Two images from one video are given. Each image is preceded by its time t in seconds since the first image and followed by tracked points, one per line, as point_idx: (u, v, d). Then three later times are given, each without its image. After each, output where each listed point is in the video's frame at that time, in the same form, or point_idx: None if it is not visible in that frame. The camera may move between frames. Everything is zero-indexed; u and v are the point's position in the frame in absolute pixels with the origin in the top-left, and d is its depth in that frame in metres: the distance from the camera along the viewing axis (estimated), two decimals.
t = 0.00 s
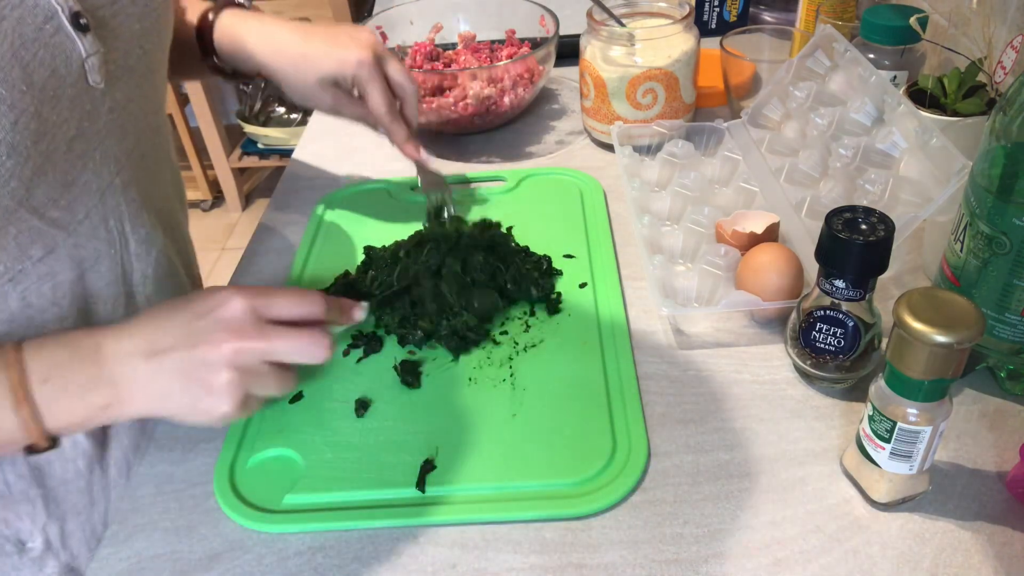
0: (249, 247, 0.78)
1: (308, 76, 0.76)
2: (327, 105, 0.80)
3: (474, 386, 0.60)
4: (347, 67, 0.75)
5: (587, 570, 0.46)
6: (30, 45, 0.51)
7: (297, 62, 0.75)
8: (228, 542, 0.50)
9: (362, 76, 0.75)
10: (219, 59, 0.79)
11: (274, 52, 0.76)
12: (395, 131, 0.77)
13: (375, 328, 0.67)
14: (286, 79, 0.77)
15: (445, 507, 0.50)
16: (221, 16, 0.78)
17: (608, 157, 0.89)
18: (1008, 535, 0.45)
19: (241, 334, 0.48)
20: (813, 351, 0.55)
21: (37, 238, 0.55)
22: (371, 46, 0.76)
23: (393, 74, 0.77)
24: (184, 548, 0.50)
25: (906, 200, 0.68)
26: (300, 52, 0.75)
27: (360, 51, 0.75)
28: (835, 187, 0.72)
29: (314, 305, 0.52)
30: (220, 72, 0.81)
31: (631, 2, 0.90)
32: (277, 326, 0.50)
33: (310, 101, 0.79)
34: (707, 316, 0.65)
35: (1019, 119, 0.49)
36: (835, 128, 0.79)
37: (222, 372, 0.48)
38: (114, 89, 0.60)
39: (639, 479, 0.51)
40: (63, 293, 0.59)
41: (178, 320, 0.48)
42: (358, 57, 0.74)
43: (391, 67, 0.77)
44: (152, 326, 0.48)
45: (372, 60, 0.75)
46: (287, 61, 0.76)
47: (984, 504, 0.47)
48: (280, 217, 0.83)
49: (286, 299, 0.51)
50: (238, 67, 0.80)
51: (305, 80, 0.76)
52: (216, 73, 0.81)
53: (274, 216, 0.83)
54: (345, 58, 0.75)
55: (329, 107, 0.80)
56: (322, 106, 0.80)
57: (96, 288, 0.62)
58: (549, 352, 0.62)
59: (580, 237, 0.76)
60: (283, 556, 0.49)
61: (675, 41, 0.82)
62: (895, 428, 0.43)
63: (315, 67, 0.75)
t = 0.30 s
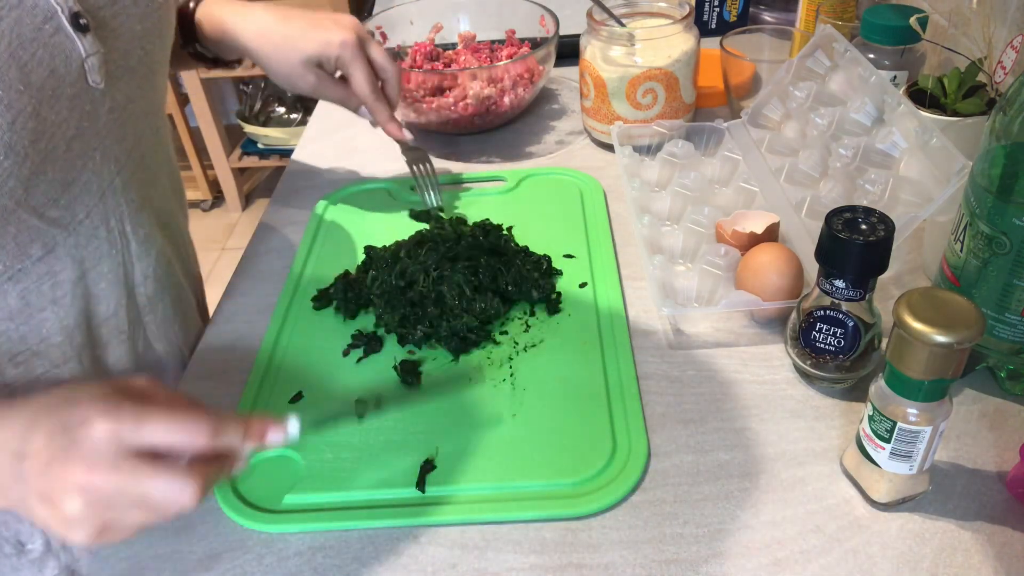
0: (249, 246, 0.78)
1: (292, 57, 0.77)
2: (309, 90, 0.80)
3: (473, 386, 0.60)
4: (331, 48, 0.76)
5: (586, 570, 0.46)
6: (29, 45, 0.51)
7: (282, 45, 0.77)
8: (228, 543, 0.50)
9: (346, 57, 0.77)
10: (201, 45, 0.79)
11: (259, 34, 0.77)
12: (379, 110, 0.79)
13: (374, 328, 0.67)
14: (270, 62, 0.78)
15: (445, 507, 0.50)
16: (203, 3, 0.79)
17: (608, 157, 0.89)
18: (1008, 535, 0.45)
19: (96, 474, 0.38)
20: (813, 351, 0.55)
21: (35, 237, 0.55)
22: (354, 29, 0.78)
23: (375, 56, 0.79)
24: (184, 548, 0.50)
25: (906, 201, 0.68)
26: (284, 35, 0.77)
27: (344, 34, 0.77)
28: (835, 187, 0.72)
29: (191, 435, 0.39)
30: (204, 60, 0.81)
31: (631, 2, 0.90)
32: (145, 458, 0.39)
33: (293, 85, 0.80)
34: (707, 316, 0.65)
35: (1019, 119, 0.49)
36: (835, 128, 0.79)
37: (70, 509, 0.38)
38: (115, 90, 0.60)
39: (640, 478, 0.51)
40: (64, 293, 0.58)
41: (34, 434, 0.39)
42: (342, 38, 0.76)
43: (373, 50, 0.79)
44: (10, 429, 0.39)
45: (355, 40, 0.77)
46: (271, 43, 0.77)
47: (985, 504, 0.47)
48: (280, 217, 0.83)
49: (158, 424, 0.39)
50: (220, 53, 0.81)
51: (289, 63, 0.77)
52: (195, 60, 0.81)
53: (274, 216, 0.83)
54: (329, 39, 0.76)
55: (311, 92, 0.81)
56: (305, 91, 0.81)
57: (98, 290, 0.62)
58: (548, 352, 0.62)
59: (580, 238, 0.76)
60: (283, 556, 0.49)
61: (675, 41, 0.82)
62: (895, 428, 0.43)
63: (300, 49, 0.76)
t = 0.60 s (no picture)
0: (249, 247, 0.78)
1: (302, 83, 0.76)
2: (316, 115, 0.79)
3: (474, 387, 0.60)
4: (343, 74, 0.76)
5: (586, 570, 0.46)
6: (28, 54, 0.51)
7: (290, 69, 0.76)
8: (228, 542, 0.50)
9: (357, 82, 0.77)
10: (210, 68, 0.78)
11: (268, 59, 0.76)
12: (391, 135, 0.79)
13: (374, 328, 0.67)
14: (277, 87, 0.77)
15: (445, 507, 0.50)
16: (212, 25, 0.78)
17: (608, 157, 0.89)
18: (1008, 535, 0.45)
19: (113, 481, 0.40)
20: (813, 351, 0.55)
21: (34, 244, 0.55)
22: (364, 56, 0.78)
23: (386, 81, 0.79)
24: (184, 548, 0.50)
25: (906, 201, 0.68)
26: (293, 60, 0.76)
27: (355, 60, 0.77)
28: (835, 187, 0.72)
29: (197, 455, 0.41)
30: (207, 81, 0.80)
31: (631, 2, 0.90)
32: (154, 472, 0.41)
33: (299, 110, 0.79)
34: (707, 316, 0.65)
35: (1018, 119, 0.49)
36: (835, 128, 0.79)
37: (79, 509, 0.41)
38: (116, 97, 0.60)
39: (639, 479, 0.51)
40: (64, 296, 0.59)
41: (56, 437, 0.41)
42: (354, 63, 0.76)
43: (383, 76, 0.79)
44: (32, 422, 0.41)
45: (367, 66, 0.77)
46: (280, 69, 0.76)
47: (985, 503, 0.47)
48: (280, 217, 0.83)
49: (170, 443, 0.41)
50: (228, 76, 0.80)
51: (297, 88, 0.76)
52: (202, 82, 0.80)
53: (274, 216, 0.83)
54: (341, 65, 0.76)
55: (317, 117, 0.80)
56: (311, 116, 0.80)
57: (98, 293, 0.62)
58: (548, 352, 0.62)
59: (580, 238, 0.76)
60: (283, 556, 0.49)
61: (675, 41, 0.82)
62: (895, 428, 0.43)
63: (309, 74, 0.76)
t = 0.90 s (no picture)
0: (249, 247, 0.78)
1: (298, 87, 0.76)
2: (314, 120, 0.79)
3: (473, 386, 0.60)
4: (338, 78, 0.75)
5: (587, 570, 0.46)
6: (38, 49, 0.51)
7: (288, 71, 0.76)
8: (228, 542, 0.50)
9: (353, 87, 0.75)
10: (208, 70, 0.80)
11: (266, 61, 0.76)
12: (385, 144, 0.76)
13: (374, 328, 0.67)
14: (275, 89, 0.77)
15: (445, 507, 0.50)
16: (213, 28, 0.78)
17: (608, 157, 0.89)
18: (1008, 535, 0.45)
19: (223, 316, 0.48)
20: (813, 351, 0.55)
21: (45, 239, 0.55)
22: (363, 60, 0.77)
23: (384, 88, 0.78)
24: (184, 548, 0.50)
25: (906, 201, 0.68)
26: (291, 63, 0.76)
27: (352, 65, 0.76)
28: (835, 187, 0.72)
29: (297, 285, 0.49)
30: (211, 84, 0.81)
31: (631, 2, 0.90)
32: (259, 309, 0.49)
33: (297, 114, 0.79)
34: (707, 316, 0.65)
35: (1019, 119, 0.49)
36: (835, 128, 0.79)
37: (206, 350, 0.48)
38: (125, 94, 0.60)
39: (640, 479, 0.51)
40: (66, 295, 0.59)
41: (163, 308, 0.48)
42: (350, 68, 0.75)
43: (382, 83, 0.78)
44: (146, 301, 0.48)
45: (364, 72, 0.76)
46: (278, 72, 0.76)
47: (984, 504, 0.47)
48: (280, 217, 0.83)
49: (268, 279, 0.49)
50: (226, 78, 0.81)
51: (294, 91, 0.76)
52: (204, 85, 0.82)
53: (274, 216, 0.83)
54: (337, 69, 0.75)
55: (315, 122, 0.79)
56: (310, 120, 0.79)
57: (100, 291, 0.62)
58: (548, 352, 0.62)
59: (580, 238, 0.76)
60: (283, 556, 0.49)
61: (675, 41, 0.82)
62: (895, 428, 0.43)
63: (306, 77, 0.75)
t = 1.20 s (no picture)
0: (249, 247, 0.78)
1: (267, 52, 0.74)
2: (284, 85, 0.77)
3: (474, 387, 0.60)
4: (302, 37, 0.73)
5: (586, 570, 0.46)
6: (40, 40, 0.52)
7: (256, 26, 0.74)
8: (228, 542, 0.50)
9: (316, 49, 0.72)
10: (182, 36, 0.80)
11: (235, 27, 0.74)
12: (348, 107, 0.73)
13: (373, 328, 0.67)
14: (246, 54, 0.76)
15: (445, 507, 0.50)
16: None
17: (608, 157, 0.89)
18: (1008, 535, 0.45)
19: (268, 304, 0.44)
20: (813, 351, 0.55)
21: (47, 232, 0.55)
22: (331, 18, 0.74)
23: (351, 51, 0.74)
24: (185, 548, 0.50)
25: (906, 201, 0.68)
26: (259, 27, 0.74)
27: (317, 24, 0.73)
28: (835, 186, 0.72)
29: (333, 264, 0.48)
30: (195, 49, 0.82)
31: (631, 2, 0.90)
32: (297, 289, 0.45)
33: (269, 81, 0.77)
34: (707, 316, 0.65)
35: (1019, 119, 0.49)
36: (835, 128, 0.79)
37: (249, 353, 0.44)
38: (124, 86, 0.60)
39: (639, 479, 0.51)
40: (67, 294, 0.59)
41: (196, 316, 0.44)
42: (312, 28, 0.72)
43: (349, 45, 0.74)
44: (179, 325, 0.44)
45: (329, 32, 0.72)
46: (247, 38, 0.74)
47: (984, 504, 0.47)
48: (281, 217, 0.83)
49: (303, 262, 0.47)
50: (198, 42, 0.80)
51: (264, 57, 0.75)
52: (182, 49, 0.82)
53: (275, 217, 0.83)
54: (301, 31, 0.72)
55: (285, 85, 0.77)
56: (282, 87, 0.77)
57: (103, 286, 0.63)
58: (547, 352, 0.62)
59: (580, 237, 0.76)
60: (283, 556, 0.49)
61: (675, 41, 0.82)
62: (895, 428, 0.43)
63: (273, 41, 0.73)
